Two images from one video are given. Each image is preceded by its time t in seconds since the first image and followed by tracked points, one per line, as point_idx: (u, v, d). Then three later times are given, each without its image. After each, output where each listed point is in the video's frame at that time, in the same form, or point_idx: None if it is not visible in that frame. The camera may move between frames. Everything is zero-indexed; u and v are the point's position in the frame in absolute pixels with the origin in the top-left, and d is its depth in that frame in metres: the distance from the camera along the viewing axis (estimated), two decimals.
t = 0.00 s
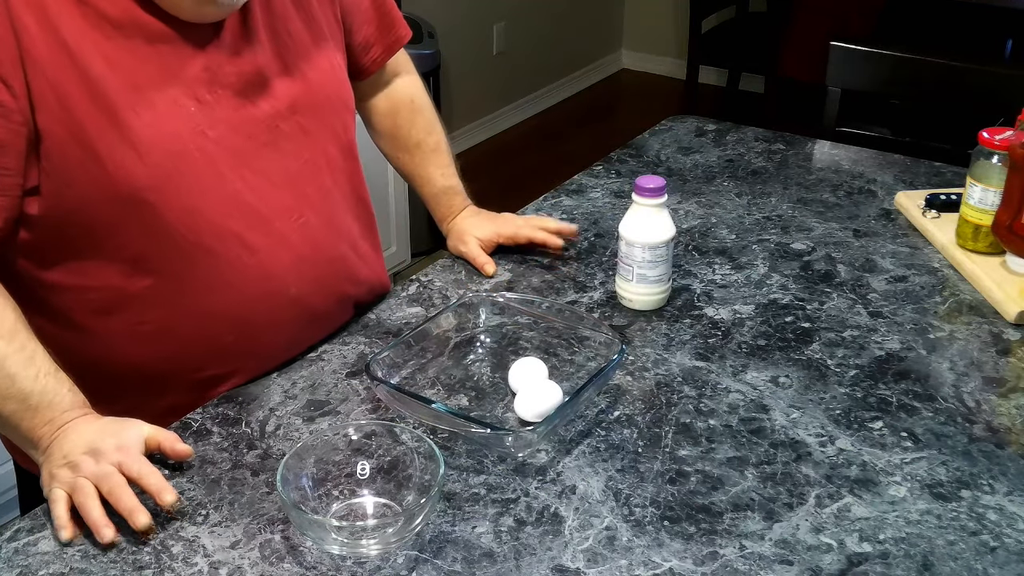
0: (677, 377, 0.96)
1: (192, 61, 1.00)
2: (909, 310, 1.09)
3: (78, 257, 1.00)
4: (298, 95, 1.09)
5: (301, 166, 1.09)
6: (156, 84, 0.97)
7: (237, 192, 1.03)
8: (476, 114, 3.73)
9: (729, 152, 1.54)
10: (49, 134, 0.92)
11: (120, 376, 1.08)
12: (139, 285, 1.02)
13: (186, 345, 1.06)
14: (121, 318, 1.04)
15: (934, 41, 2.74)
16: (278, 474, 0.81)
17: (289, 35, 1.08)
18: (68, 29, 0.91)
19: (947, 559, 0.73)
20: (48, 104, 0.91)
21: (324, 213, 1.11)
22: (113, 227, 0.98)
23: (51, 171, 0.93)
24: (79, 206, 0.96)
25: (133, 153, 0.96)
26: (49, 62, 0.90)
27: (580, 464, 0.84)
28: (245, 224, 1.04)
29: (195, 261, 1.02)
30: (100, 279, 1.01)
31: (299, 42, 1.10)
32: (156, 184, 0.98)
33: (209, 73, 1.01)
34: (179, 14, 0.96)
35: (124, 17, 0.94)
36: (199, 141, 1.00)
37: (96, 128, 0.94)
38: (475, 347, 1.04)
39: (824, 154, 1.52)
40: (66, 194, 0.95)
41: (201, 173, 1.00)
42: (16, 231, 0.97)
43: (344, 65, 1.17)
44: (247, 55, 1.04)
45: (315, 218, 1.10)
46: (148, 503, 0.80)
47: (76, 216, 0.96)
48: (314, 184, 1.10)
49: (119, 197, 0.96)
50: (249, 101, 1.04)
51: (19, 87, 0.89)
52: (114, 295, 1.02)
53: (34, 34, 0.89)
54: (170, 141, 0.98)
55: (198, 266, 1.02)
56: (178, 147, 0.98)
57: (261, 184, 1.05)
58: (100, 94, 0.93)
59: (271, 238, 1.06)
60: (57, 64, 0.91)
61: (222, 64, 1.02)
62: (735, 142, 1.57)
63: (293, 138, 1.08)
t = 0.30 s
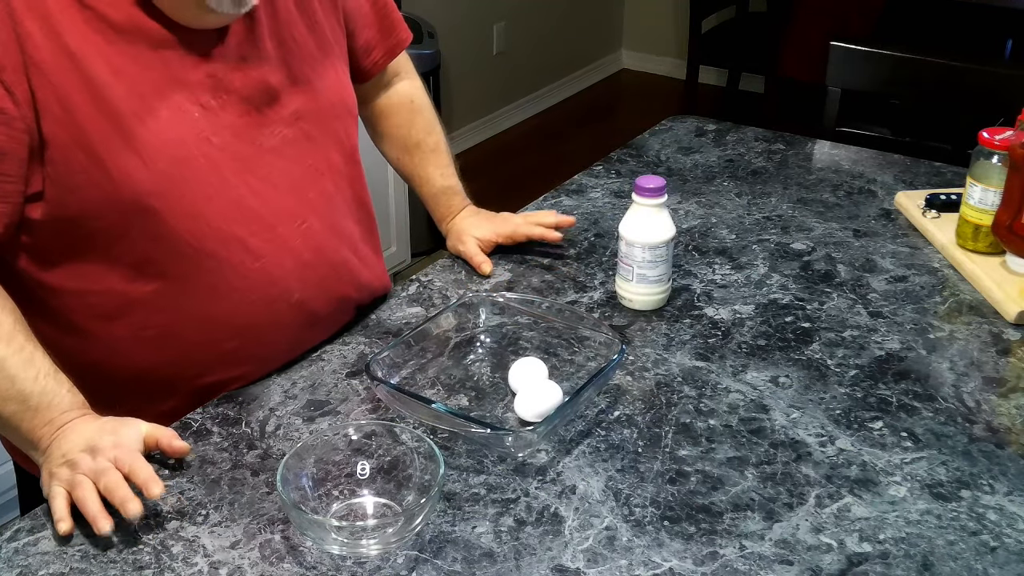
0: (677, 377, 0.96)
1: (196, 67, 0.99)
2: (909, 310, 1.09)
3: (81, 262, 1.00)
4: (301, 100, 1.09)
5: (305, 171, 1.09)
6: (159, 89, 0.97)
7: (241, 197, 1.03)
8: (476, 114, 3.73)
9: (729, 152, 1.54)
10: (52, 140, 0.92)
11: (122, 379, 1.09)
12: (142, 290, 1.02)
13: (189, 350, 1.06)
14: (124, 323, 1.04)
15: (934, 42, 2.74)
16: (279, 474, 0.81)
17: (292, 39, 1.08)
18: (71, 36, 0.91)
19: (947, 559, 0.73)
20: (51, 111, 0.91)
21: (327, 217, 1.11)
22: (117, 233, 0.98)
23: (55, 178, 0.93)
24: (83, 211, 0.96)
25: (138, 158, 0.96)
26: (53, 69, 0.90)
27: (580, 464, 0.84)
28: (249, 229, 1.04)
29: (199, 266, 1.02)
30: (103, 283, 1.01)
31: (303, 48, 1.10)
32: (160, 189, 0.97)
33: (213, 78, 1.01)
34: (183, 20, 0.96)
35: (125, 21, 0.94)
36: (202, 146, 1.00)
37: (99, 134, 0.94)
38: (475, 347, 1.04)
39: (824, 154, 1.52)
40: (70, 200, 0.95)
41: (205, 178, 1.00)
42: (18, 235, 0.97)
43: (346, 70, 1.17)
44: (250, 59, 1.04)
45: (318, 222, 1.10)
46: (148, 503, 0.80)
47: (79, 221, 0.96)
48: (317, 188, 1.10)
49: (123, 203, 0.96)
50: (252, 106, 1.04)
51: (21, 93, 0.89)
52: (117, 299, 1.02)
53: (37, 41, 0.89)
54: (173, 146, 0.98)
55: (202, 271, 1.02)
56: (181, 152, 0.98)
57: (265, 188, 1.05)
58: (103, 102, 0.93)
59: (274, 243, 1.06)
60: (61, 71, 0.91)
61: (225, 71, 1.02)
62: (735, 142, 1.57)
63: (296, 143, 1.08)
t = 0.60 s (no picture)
0: (677, 377, 0.96)
1: (197, 67, 0.99)
2: (909, 310, 1.09)
3: (81, 262, 1.00)
4: (302, 100, 1.09)
5: (306, 170, 1.09)
6: (160, 88, 0.97)
7: (242, 197, 1.03)
8: (476, 114, 3.73)
9: (729, 152, 1.54)
10: (53, 139, 0.92)
11: (123, 380, 1.09)
12: (143, 290, 1.02)
13: (189, 350, 1.06)
14: (124, 323, 1.04)
15: (934, 43, 2.74)
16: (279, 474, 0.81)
17: (291, 39, 1.08)
18: (70, 34, 0.91)
19: (947, 559, 0.73)
20: (52, 110, 0.91)
21: (328, 217, 1.11)
22: (117, 233, 0.98)
23: (55, 177, 0.93)
24: (83, 211, 0.96)
25: (139, 157, 0.96)
26: (53, 67, 0.90)
27: (580, 464, 0.84)
28: (250, 230, 1.04)
29: (199, 266, 1.02)
30: (104, 284, 1.01)
31: (303, 48, 1.10)
32: (161, 189, 0.97)
33: (213, 77, 1.01)
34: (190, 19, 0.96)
35: (124, 21, 0.94)
36: (203, 146, 1.00)
37: (100, 134, 0.94)
38: (475, 347, 1.04)
39: (824, 154, 1.52)
40: (71, 200, 0.95)
41: (205, 178, 1.00)
42: (18, 234, 0.97)
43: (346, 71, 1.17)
44: (250, 59, 1.04)
45: (319, 222, 1.10)
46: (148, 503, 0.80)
47: (79, 221, 0.96)
48: (317, 188, 1.10)
49: (123, 203, 0.96)
50: (253, 105, 1.04)
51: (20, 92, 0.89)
52: (118, 300, 1.02)
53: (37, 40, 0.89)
54: (174, 146, 0.98)
55: (202, 272, 1.02)
56: (181, 152, 0.98)
57: (266, 189, 1.05)
58: (104, 102, 0.93)
59: (274, 243, 1.06)
60: (61, 70, 0.91)
61: (226, 71, 1.02)
62: (735, 143, 1.57)
63: (297, 142, 1.08)
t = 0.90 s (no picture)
0: (677, 377, 0.96)
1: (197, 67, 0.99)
2: (909, 310, 1.09)
3: (81, 263, 1.00)
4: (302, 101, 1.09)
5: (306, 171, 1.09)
6: (161, 88, 0.97)
7: (242, 197, 1.03)
8: (475, 115, 3.72)
9: (729, 152, 1.54)
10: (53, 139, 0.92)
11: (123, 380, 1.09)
12: (142, 290, 1.02)
13: (189, 350, 1.06)
14: (124, 323, 1.04)
15: (934, 43, 2.74)
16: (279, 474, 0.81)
17: (291, 39, 1.08)
18: (71, 33, 0.91)
19: (947, 559, 0.73)
20: (53, 109, 0.91)
21: (327, 218, 1.11)
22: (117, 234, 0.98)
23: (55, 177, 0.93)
24: (84, 211, 0.96)
25: (139, 157, 0.96)
26: (53, 67, 0.90)
27: (580, 464, 0.84)
28: (250, 230, 1.04)
29: (199, 267, 1.02)
30: (104, 284, 1.01)
31: (302, 48, 1.10)
32: (162, 189, 0.97)
33: (214, 78, 1.01)
34: (198, 17, 0.97)
35: (124, 20, 0.94)
36: (203, 146, 1.00)
37: (99, 133, 0.94)
38: (476, 347, 1.04)
39: (824, 154, 1.52)
40: (71, 200, 0.95)
41: (205, 178, 1.00)
42: (18, 234, 0.97)
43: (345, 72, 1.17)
44: (250, 59, 1.04)
45: (319, 222, 1.10)
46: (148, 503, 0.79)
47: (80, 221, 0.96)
48: (317, 188, 1.10)
49: (124, 203, 0.96)
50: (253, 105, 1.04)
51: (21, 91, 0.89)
52: (118, 300, 1.02)
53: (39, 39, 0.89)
54: (174, 146, 0.98)
55: (202, 272, 1.02)
56: (182, 152, 0.98)
57: (266, 189, 1.05)
58: (105, 102, 0.93)
59: (275, 243, 1.06)
60: (63, 69, 0.91)
61: (227, 71, 1.02)
62: (735, 143, 1.57)
63: (297, 142, 1.08)
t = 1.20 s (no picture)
0: (677, 377, 0.96)
1: (212, 68, 0.99)
2: (909, 310, 1.09)
3: (90, 261, 1.00)
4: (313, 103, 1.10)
5: (316, 173, 1.09)
6: (178, 88, 0.97)
7: (252, 199, 1.03)
8: (476, 115, 3.73)
9: (729, 152, 1.54)
10: (70, 138, 0.92)
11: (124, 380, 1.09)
12: (147, 289, 1.02)
13: (193, 351, 1.06)
14: (128, 323, 1.04)
15: (934, 43, 2.74)
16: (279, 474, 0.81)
17: (304, 42, 1.09)
18: (91, 32, 0.91)
19: (947, 559, 0.73)
20: (65, 107, 0.90)
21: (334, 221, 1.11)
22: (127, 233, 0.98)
23: (68, 175, 0.93)
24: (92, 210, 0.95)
25: (152, 156, 0.96)
26: (75, 66, 0.90)
27: (580, 464, 0.84)
28: (258, 231, 1.03)
29: (207, 267, 1.02)
30: (111, 284, 1.01)
31: (315, 50, 1.10)
32: (173, 189, 0.97)
33: (229, 79, 1.01)
34: (216, 22, 0.97)
35: (142, 21, 0.94)
36: (216, 146, 1.00)
37: (110, 132, 0.93)
38: (476, 347, 1.04)
39: (823, 154, 1.52)
40: (79, 198, 0.94)
41: (215, 179, 1.00)
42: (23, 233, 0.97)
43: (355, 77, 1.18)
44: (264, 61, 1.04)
45: (326, 225, 1.10)
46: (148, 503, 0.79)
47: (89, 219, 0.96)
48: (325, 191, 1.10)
49: (135, 203, 0.96)
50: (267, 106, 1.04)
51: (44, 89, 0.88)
52: (124, 300, 1.02)
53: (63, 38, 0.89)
54: (188, 146, 0.98)
55: (208, 272, 1.02)
56: (195, 152, 0.98)
57: (276, 190, 1.05)
58: (122, 100, 0.93)
59: (282, 245, 1.06)
60: (84, 68, 0.90)
61: (241, 72, 1.02)
62: (735, 143, 1.57)
63: (307, 145, 1.08)
